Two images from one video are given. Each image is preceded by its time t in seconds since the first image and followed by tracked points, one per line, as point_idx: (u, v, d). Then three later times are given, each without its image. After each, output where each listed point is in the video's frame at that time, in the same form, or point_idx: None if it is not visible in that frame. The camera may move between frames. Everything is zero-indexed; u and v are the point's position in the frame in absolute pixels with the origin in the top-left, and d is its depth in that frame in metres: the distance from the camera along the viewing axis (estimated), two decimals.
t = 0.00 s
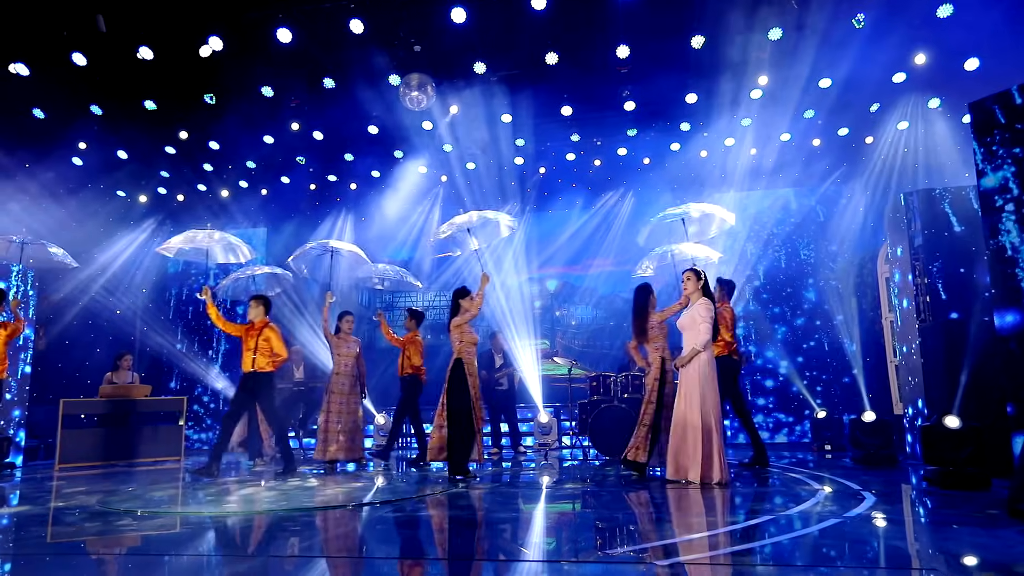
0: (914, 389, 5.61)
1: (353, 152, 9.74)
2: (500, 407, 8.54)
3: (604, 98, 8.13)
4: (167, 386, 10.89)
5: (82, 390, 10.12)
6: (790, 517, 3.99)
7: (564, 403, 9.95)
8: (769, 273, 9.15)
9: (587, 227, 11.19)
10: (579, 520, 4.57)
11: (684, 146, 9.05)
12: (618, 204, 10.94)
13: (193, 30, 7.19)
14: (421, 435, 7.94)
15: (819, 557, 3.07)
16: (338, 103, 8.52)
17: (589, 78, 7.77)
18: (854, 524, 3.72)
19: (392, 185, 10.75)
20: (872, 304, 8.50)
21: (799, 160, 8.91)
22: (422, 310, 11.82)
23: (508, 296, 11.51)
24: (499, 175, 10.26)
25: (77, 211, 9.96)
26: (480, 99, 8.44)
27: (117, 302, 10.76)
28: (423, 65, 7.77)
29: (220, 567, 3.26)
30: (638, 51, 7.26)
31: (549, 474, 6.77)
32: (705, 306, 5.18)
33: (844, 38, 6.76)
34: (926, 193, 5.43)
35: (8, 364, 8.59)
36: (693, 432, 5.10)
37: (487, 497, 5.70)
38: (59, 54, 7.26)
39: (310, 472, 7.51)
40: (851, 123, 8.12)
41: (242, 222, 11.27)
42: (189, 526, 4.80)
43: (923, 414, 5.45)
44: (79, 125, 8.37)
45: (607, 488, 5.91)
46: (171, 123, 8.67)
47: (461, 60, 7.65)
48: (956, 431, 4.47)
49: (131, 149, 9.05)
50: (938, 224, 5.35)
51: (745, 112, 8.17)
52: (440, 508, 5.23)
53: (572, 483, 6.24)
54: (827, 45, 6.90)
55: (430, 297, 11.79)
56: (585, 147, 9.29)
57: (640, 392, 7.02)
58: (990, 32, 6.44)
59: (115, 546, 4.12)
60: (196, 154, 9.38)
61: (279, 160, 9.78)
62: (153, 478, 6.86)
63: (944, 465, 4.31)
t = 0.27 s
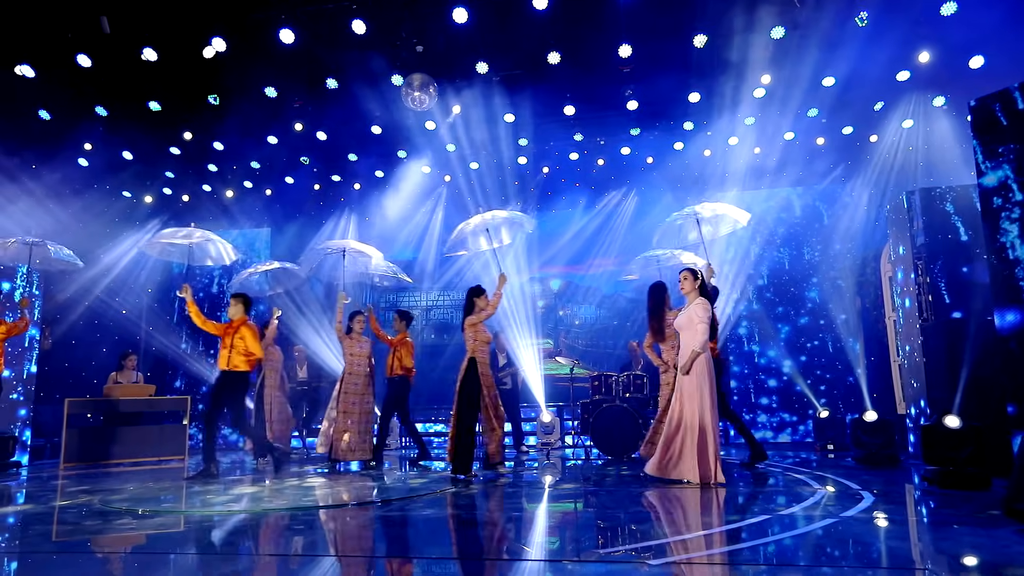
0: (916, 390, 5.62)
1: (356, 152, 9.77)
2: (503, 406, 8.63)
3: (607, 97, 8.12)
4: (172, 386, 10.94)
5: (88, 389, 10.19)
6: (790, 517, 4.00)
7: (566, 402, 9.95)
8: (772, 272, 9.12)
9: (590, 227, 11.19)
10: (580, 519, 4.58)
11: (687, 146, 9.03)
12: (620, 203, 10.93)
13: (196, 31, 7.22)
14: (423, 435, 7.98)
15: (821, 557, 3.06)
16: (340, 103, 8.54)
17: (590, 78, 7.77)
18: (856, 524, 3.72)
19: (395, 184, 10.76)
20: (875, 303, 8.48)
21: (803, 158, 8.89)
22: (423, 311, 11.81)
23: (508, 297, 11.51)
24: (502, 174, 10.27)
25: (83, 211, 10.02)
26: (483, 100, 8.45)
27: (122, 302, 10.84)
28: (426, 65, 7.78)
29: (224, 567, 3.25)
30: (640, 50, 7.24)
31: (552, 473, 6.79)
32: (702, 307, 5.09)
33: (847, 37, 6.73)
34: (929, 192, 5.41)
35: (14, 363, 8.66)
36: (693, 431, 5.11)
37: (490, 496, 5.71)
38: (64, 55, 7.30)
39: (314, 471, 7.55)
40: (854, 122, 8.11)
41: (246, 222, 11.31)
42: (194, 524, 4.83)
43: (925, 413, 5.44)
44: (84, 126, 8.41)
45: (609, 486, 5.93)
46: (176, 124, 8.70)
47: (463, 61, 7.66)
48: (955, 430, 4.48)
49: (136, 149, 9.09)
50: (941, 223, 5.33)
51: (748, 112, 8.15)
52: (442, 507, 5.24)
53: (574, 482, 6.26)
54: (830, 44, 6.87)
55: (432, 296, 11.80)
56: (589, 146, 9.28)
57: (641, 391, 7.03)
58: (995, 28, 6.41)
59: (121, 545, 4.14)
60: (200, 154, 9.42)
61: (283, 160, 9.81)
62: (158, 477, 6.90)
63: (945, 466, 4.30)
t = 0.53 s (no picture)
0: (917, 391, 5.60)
1: (359, 154, 9.80)
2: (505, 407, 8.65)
3: (608, 97, 8.11)
4: (175, 386, 10.98)
5: (92, 390, 10.23)
6: (789, 517, 4.01)
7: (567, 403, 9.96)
8: (775, 272, 9.09)
9: (592, 228, 11.19)
10: (580, 519, 4.59)
11: (690, 146, 9.02)
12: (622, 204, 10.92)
13: (199, 33, 7.25)
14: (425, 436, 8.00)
15: (821, 558, 3.06)
16: (342, 105, 8.56)
17: (592, 78, 7.77)
18: (857, 526, 3.71)
19: (398, 185, 10.78)
20: (877, 303, 8.45)
21: (806, 158, 8.87)
22: (425, 312, 11.81)
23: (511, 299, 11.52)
24: (504, 175, 10.28)
25: (87, 212, 10.06)
26: (485, 102, 8.46)
27: (127, 302, 10.91)
28: (428, 67, 7.80)
29: (225, 567, 3.25)
30: (642, 51, 7.24)
31: (553, 474, 6.80)
32: (698, 309, 5.11)
33: (849, 36, 6.72)
34: (930, 192, 5.40)
35: (19, 364, 8.72)
36: (689, 431, 5.12)
37: (491, 496, 5.72)
38: (68, 58, 7.34)
39: (316, 471, 7.57)
40: (857, 122, 8.09)
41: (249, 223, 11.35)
42: (196, 524, 4.85)
43: (926, 414, 5.43)
44: (88, 128, 8.46)
45: (609, 487, 5.93)
46: (179, 125, 8.74)
47: (465, 62, 7.68)
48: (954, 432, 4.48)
49: (140, 151, 9.13)
50: (943, 224, 5.32)
51: (751, 112, 8.13)
52: (443, 507, 5.25)
53: (575, 482, 6.26)
54: (832, 44, 6.86)
55: (435, 297, 11.80)
56: (591, 147, 9.27)
57: (642, 392, 7.01)
58: (998, 27, 6.39)
59: (124, 545, 4.17)
60: (203, 155, 9.45)
61: (285, 162, 9.84)
62: (161, 477, 6.93)
63: (944, 467, 4.30)
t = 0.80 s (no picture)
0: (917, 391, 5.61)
1: (361, 153, 9.82)
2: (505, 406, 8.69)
3: (609, 97, 8.11)
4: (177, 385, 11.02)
5: (95, 388, 10.28)
6: (787, 517, 4.01)
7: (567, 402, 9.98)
8: (777, 271, 9.07)
9: (594, 227, 11.18)
10: (578, 518, 4.60)
11: (692, 145, 9.00)
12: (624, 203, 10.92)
13: (201, 33, 7.27)
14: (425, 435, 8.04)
15: (818, 558, 3.06)
16: (343, 104, 8.58)
17: (593, 78, 7.77)
18: (856, 526, 3.71)
19: (400, 184, 10.79)
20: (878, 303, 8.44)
21: (807, 157, 8.86)
22: (426, 312, 11.81)
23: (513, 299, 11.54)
24: (506, 175, 10.28)
25: (91, 212, 10.10)
26: (486, 101, 8.47)
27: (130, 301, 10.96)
28: (429, 67, 7.81)
29: (226, 566, 3.24)
30: (642, 50, 7.24)
31: (553, 473, 6.82)
32: (692, 309, 5.16)
33: (850, 35, 6.71)
34: (930, 191, 5.39)
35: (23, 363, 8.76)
36: (684, 429, 5.13)
37: (490, 495, 5.74)
38: (70, 58, 7.37)
39: (316, 469, 7.61)
40: (860, 121, 8.08)
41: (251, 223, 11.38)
42: (198, 522, 4.87)
43: (925, 414, 5.43)
44: (91, 128, 8.49)
45: (608, 486, 5.94)
46: (181, 125, 8.76)
47: (466, 62, 7.69)
48: (951, 432, 4.51)
49: (142, 150, 9.16)
50: (944, 224, 5.30)
51: (753, 111, 8.12)
52: (442, 506, 5.27)
53: (574, 481, 6.27)
54: (833, 43, 6.85)
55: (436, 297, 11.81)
56: (593, 146, 9.26)
57: (642, 391, 7.03)
58: (1000, 25, 6.38)
59: (125, 543, 4.19)
60: (205, 155, 9.48)
61: (287, 161, 9.85)
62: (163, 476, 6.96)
63: (941, 466, 4.31)
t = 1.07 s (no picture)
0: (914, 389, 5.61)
1: (362, 151, 9.83)
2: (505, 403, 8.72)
3: (610, 95, 8.11)
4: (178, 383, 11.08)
5: (97, 385, 10.34)
6: (783, 515, 4.01)
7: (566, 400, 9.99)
8: (777, 269, 9.06)
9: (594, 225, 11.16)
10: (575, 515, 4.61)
11: (693, 142, 8.98)
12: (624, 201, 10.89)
13: (201, 31, 7.28)
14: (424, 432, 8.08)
15: (812, 555, 3.07)
16: (343, 102, 8.59)
17: (593, 76, 7.77)
18: (851, 523, 3.71)
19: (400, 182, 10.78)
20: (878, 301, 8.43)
21: (808, 155, 8.83)
22: (427, 309, 11.85)
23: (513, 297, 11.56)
24: (506, 172, 10.28)
25: (93, 210, 10.14)
26: (486, 99, 8.46)
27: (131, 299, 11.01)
28: (429, 64, 7.81)
29: (226, 562, 3.25)
30: (642, 48, 7.23)
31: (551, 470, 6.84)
32: (681, 307, 5.20)
33: (850, 32, 6.70)
34: (928, 189, 5.38)
35: (26, 360, 8.80)
36: (677, 426, 5.15)
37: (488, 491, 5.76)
38: (71, 56, 7.39)
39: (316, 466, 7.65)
40: (861, 118, 8.07)
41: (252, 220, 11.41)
42: (197, 518, 4.90)
43: (922, 411, 5.43)
44: (93, 125, 8.52)
45: (605, 483, 5.96)
46: (182, 123, 8.78)
47: (466, 60, 7.70)
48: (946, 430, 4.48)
49: (144, 148, 9.19)
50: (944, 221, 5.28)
51: (753, 108, 8.11)
52: (440, 502, 5.29)
53: (572, 478, 6.30)
54: (834, 40, 6.84)
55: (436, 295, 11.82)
56: (594, 143, 9.24)
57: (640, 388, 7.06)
58: (1000, 22, 6.37)
59: (125, 539, 4.22)
60: (206, 153, 9.50)
61: (288, 159, 9.87)
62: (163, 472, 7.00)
63: (935, 464, 4.32)
